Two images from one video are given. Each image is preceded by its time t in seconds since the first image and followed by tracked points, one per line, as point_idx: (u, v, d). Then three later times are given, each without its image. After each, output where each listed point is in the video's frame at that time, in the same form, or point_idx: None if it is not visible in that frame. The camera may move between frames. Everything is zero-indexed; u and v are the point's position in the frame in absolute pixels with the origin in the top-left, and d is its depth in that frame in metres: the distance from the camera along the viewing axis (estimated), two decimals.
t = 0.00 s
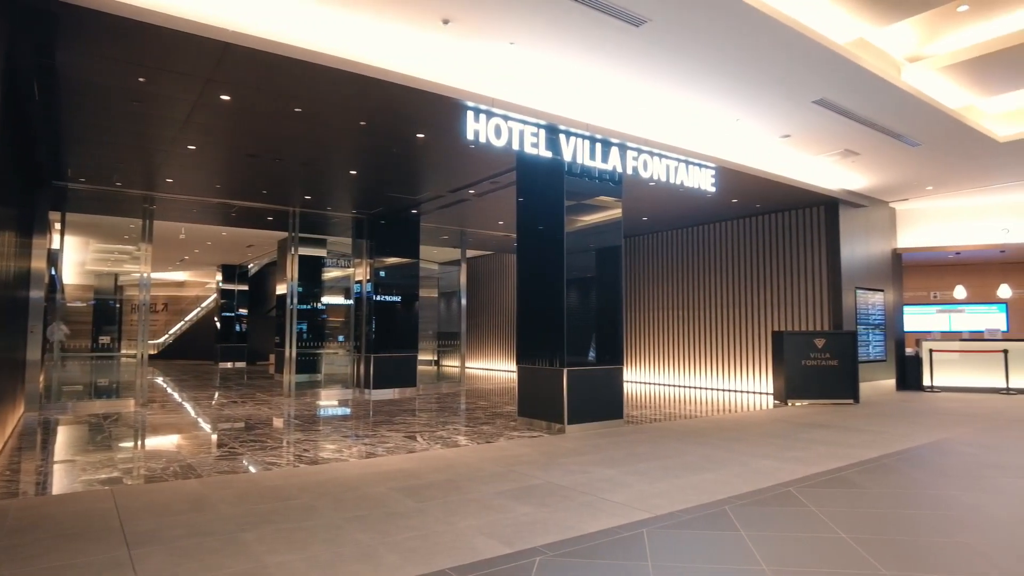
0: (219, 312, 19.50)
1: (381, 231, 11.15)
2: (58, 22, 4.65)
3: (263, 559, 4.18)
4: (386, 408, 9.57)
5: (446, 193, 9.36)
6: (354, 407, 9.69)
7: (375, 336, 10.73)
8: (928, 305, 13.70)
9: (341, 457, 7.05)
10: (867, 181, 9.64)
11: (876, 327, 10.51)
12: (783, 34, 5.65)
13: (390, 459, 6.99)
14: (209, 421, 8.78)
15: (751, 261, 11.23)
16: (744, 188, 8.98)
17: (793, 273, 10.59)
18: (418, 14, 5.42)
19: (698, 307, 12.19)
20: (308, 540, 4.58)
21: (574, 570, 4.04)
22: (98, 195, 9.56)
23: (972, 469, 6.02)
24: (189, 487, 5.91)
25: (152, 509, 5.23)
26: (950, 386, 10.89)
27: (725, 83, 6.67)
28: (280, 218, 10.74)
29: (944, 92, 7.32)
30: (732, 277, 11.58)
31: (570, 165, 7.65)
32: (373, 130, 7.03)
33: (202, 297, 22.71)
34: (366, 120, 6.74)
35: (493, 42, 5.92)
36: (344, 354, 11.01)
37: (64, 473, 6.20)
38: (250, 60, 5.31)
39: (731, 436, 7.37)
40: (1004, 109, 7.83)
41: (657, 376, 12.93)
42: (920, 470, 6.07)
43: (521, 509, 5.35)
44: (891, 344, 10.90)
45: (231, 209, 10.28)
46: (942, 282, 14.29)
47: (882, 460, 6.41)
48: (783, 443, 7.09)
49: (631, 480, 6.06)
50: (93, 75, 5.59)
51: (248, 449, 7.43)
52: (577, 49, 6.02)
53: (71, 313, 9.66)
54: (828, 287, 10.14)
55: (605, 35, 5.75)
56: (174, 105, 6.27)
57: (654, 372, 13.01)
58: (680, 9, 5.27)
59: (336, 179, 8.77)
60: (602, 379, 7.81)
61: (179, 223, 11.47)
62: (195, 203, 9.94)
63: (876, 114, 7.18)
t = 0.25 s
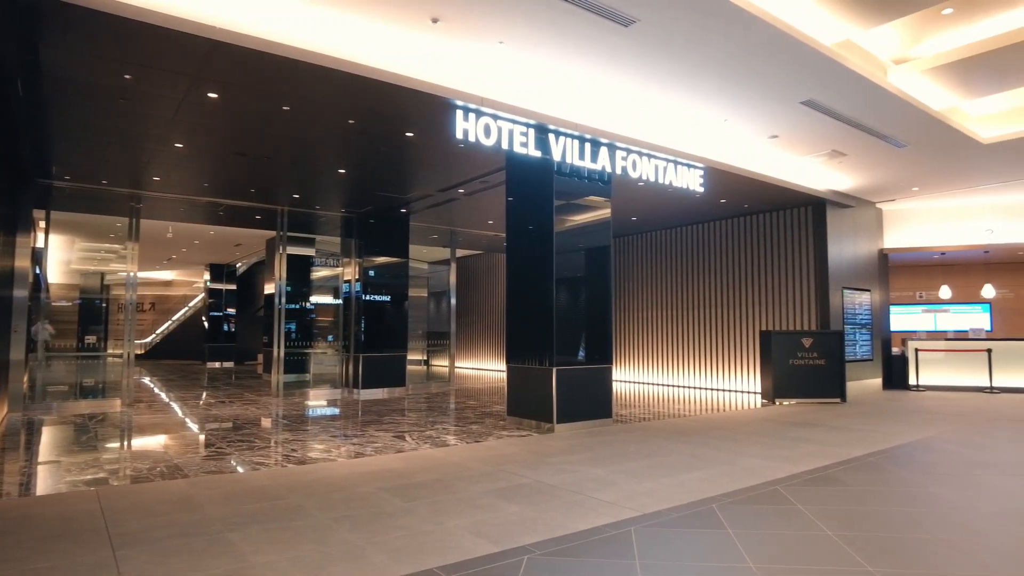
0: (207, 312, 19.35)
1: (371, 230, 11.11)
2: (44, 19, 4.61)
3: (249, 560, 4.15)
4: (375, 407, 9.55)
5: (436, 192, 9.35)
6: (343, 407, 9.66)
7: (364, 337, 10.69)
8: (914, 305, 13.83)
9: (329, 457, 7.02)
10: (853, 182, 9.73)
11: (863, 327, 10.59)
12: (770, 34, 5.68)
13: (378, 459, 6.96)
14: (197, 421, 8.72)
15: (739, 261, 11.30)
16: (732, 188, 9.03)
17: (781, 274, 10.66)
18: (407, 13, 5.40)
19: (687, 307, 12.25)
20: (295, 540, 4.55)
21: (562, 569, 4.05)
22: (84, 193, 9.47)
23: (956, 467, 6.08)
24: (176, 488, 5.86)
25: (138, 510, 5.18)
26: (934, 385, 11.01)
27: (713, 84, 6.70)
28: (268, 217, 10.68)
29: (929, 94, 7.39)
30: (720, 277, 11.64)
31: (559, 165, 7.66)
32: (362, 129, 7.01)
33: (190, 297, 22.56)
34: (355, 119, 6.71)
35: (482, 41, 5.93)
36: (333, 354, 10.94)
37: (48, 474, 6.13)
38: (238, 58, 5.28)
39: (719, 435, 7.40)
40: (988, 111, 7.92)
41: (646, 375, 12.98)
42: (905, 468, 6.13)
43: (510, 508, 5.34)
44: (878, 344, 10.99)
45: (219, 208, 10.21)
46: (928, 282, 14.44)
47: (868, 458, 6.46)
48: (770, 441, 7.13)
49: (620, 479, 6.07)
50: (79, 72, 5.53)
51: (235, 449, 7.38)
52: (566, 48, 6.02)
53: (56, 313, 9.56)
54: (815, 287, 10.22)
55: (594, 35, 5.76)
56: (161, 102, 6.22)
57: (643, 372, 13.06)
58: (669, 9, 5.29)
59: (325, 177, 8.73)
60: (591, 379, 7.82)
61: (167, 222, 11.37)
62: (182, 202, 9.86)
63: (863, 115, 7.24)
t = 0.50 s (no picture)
0: (195, 311, 19.20)
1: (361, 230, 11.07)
2: (29, 16, 4.56)
3: (236, 561, 4.13)
4: (365, 408, 9.52)
5: (426, 192, 9.32)
6: (333, 407, 9.63)
7: (354, 336, 10.62)
8: (903, 305, 13.93)
9: (318, 458, 6.99)
10: (841, 183, 9.80)
11: (851, 326, 10.67)
12: (760, 36, 5.71)
13: (367, 459, 6.94)
14: (185, 422, 8.66)
15: (728, 261, 11.35)
16: (722, 189, 9.07)
17: (770, 274, 10.71)
18: (396, 12, 5.39)
19: (677, 307, 12.29)
20: (283, 541, 4.53)
21: (551, 568, 4.05)
22: (71, 191, 9.37)
23: (941, 465, 6.14)
24: (163, 489, 5.81)
25: (124, 511, 5.13)
26: (920, 384, 11.14)
27: (703, 84, 6.72)
28: (258, 216, 10.61)
29: (916, 96, 7.46)
30: (710, 277, 11.69)
31: (550, 165, 7.66)
32: (352, 128, 6.98)
33: (178, 296, 22.43)
34: (344, 118, 6.68)
35: (472, 41, 5.92)
36: (322, 354, 10.96)
37: (34, 475, 6.06)
38: (226, 56, 5.24)
39: (708, 434, 7.43)
40: (974, 113, 7.99)
41: (636, 375, 13.02)
42: (891, 466, 6.18)
43: (499, 508, 5.34)
44: (866, 343, 11.07)
45: (208, 207, 10.13)
46: (915, 282, 14.57)
47: (855, 457, 6.52)
48: (759, 441, 7.17)
49: (609, 478, 6.09)
50: (65, 70, 5.47)
51: (224, 449, 7.33)
52: (556, 48, 6.02)
53: (41, 312, 9.44)
54: (803, 287, 10.28)
55: (584, 35, 5.76)
56: (148, 100, 6.17)
57: (632, 371, 13.10)
58: (659, 10, 5.30)
59: (315, 176, 8.69)
60: (580, 378, 7.83)
61: (155, 221, 11.28)
62: (171, 200, 9.79)
63: (851, 116, 7.28)
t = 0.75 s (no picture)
0: (183, 311, 19.04)
1: (351, 229, 11.01)
2: (12, 12, 4.50)
3: (223, 562, 4.09)
4: (354, 408, 9.48)
5: (416, 191, 9.30)
6: (322, 407, 9.59)
7: (343, 336, 10.59)
8: (889, 305, 14.06)
9: (307, 458, 6.96)
10: (829, 184, 9.87)
11: (839, 326, 10.74)
12: (748, 36, 5.74)
13: (356, 460, 6.91)
14: (172, 422, 8.60)
15: (717, 261, 11.40)
16: (711, 189, 9.11)
17: (758, 274, 10.76)
18: (385, 11, 5.37)
19: (666, 306, 12.32)
20: (270, 542, 4.50)
21: (538, 568, 4.04)
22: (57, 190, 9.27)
23: (927, 464, 6.20)
24: (149, 490, 5.76)
25: (110, 512, 5.09)
26: (908, 384, 11.21)
27: (692, 85, 6.75)
28: (246, 215, 10.54)
29: (902, 98, 7.52)
30: (699, 277, 11.73)
31: (539, 165, 7.66)
32: (341, 126, 6.95)
33: (165, 296, 22.34)
34: (333, 116, 6.65)
35: (461, 40, 5.91)
36: (311, 354, 10.91)
37: (18, 477, 5.99)
38: (213, 53, 5.20)
39: (697, 434, 7.45)
40: (960, 115, 8.06)
41: (625, 374, 13.05)
42: (878, 465, 6.23)
43: (488, 508, 5.34)
44: (853, 343, 11.15)
45: (196, 205, 10.06)
46: (902, 282, 14.70)
47: (843, 456, 6.56)
48: (747, 440, 7.20)
49: (598, 477, 6.10)
50: (50, 66, 5.41)
51: (211, 450, 7.28)
52: (545, 48, 6.02)
53: (26, 311, 9.39)
54: (791, 287, 10.34)
55: (573, 35, 5.77)
56: (134, 98, 6.11)
57: (621, 371, 13.14)
58: (648, 10, 5.32)
59: (303, 175, 8.64)
60: (570, 378, 7.83)
61: (143, 220, 11.18)
62: (159, 199, 9.71)
63: (838, 117, 7.33)
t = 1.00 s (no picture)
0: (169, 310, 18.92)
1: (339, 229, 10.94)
2: None
3: (208, 563, 4.06)
4: (342, 408, 9.45)
5: (404, 190, 9.27)
6: (309, 407, 9.55)
7: (331, 336, 10.54)
8: (874, 305, 14.19)
9: (294, 458, 6.92)
10: (815, 185, 9.95)
11: (825, 326, 10.82)
12: (736, 37, 5.75)
13: (343, 460, 6.88)
14: (158, 422, 8.52)
15: (705, 261, 11.46)
16: (699, 190, 9.15)
17: (746, 274, 10.82)
18: (372, 9, 5.34)
19: (655, 306, 12.36)
20: (257, 543, 4.47)
21: (525, 568, 4.04)
22: (40, 188, 9.15)
23: (911, 463, 6.26)
24: (133, 491, 5.70)
25: (94, 514, 5.03)
26: (894, 384, 11.34)
27: (680, 86, 6.77)
28: (233, 214, 10.47)
29: (888, 100, 7.58)
30: (687, 277, 11.77)
31: (528, 164, 7.65)
32: (328, 125, 6.91)
33: (151, 296, 22.23)
34: (320, 115, 6.62)
35: (449, 39, 5.89)
36: (299, 354, 10.86)
37: None
38: (200, 51, 5.15)
39: (685, 433, 7.48)
40: (944, 117, 8.14)
41: (614, 374, 13.08)
42: (863, 464, 6.29)
43: (476, 508, 5.33)
44: (840, 343, 11.24)
45: (183, 204, 9.97)
46: (887, 282, 14.84)
47: (829, 455, 6.61)
48: (735, 439, 7.24)
49: (586, 477, 6.11)
50: (32, 63, 5.34)
51: (197, 450, 7.21)
52: (534, 47, 6.01)
53: (10, 311, 9.32)
54: (778, 286, 10.41)
55: (562, 35, 5.76)
56: (119, 95, 6.04)
57: (610, 371, 13.16)
58: (636, 10, 5.32)
59: (291, 174, 8.59)
60: (558, 378, 7.83)
61: (128, 218, 11.07)
62: (145, 198, 9.61)
63: (825, 119, 7.38)
